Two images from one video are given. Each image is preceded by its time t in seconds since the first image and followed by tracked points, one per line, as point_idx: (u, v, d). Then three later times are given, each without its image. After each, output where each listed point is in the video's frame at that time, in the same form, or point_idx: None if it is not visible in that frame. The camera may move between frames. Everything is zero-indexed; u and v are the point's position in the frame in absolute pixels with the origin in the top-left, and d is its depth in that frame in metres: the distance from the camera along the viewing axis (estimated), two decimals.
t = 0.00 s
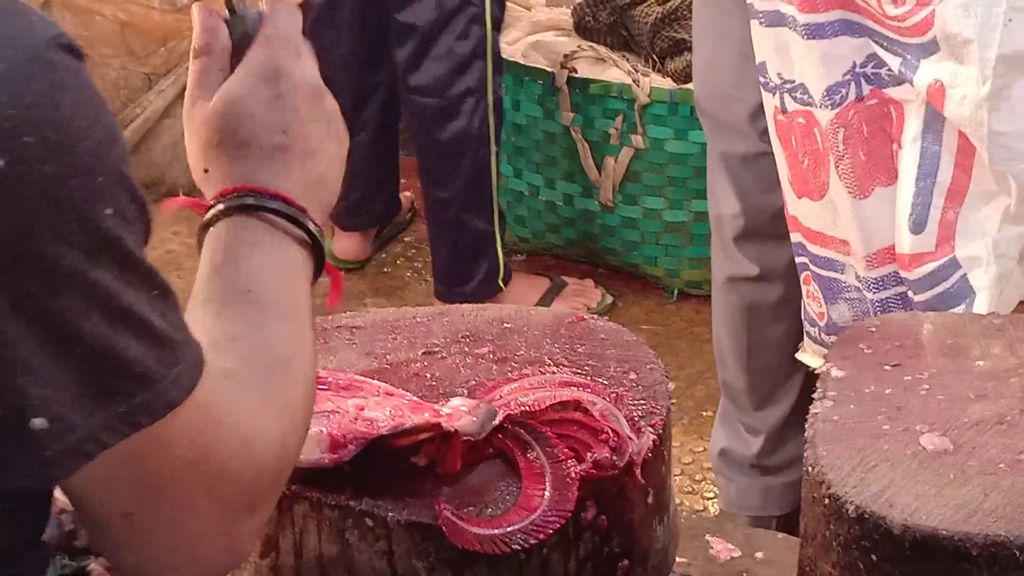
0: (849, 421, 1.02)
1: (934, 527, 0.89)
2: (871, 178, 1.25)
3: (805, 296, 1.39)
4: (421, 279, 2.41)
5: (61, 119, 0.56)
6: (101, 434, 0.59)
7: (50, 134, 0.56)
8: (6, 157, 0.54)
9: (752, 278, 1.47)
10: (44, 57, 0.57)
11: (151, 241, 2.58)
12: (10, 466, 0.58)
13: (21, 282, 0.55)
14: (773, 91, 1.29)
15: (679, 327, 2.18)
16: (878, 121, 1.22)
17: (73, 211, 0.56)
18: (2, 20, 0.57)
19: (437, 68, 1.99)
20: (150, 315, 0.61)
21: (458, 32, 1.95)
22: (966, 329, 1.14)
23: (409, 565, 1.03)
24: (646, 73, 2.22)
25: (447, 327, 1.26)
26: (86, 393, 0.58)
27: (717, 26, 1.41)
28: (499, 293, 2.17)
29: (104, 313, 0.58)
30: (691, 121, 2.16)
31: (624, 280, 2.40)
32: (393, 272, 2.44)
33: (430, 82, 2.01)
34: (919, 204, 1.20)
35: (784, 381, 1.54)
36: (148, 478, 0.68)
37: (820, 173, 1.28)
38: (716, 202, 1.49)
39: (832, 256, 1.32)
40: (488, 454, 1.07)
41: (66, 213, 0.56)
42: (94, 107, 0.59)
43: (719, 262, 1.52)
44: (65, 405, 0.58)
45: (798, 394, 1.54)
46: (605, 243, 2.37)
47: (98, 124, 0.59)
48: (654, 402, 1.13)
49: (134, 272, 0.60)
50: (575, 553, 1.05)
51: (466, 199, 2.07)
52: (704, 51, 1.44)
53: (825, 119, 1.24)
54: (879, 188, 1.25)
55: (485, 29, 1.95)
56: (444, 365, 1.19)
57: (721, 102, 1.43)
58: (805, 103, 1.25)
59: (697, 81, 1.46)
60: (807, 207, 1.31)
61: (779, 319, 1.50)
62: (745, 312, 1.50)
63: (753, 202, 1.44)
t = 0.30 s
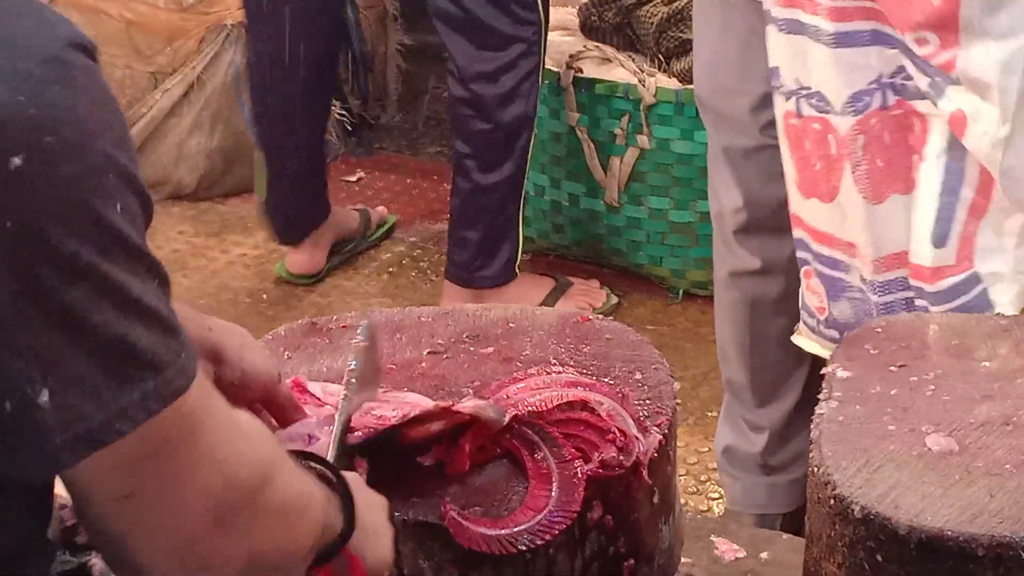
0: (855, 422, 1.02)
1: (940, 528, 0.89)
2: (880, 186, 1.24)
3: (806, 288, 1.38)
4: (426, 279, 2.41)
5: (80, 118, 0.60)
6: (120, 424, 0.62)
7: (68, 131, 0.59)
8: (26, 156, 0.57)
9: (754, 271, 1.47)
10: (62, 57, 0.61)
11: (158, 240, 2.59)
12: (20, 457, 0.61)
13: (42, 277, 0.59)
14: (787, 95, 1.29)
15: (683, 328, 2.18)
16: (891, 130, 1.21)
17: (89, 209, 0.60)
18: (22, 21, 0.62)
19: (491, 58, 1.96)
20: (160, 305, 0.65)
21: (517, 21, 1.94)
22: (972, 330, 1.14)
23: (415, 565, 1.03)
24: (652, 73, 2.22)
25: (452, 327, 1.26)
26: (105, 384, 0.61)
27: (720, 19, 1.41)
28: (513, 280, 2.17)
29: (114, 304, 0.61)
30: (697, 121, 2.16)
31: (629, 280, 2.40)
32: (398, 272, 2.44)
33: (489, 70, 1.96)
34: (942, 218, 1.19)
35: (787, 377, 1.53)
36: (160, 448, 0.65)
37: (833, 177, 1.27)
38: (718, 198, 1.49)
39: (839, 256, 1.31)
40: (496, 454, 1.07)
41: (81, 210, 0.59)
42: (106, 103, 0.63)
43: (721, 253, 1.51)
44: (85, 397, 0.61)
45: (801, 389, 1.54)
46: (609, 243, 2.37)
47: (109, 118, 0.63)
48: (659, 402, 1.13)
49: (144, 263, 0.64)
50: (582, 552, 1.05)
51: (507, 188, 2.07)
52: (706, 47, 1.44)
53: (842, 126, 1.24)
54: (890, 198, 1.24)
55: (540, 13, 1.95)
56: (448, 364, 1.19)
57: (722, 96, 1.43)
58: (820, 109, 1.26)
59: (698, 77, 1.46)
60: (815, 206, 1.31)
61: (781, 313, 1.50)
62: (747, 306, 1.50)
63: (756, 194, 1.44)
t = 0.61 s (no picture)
0: (860, 425, 1.02)
1: (944, 530, 0.89)
2: (930, 188, 1.26)
3: (852, 302, 1.42)
4: (430, 280, 2.41)
5: (68, 129, 0.57)
6: (102, 452, 0.58)
7: (48, 136, 0.56)
8: (6, 162, 0.54)
9: (757, 271, 1.47)
10: (47, 67, 0.57)
11: (163, 241, 2.59)
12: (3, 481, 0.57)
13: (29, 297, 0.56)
14: (826, 109, 1.30)
15: (688, 330, 2.18)
16: (938, 131, 1.23)
17: (75, 219, 0.56)
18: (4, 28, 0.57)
19: (498, 46, 1.97)
20: (154, 331, 0.60)
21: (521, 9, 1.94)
22: (977, 333, 1.14)
23: (419, 566, 1.03)
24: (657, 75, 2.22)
25: (457, 329, 1.26)
26: (87, 413, 0.58)
27: (723, 19, 1.41)
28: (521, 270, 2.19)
29: (104, 327, 0.58)
30: (702, 123, 2.17)
31: (634, 282, 2.40)
32: (402, 273, 2.44)
33: (495, 58, 1.97)
34: (1001, 209, 1.22)
35: (792, 377, 1.54)
36: (149, 482, 0.62)
37: (879, 187, 1.29)
38: (722, 200, 1.49)
39: (886, 267, 1.34)
40: (499, 457, 1.07)
41: (66, 222, 0.56)
42: (92, 109, 0.59)
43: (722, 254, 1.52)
44: (64, 423, 0.58)
45: (805, 389, 1.54)
46: (614, 245, 2.37)
47: (94, 126, 0.58)
48: (664, 405, 1.13)
49: (136, 286, 0.60)
50: (586, 554, 1.05)
51: (515, 177, 2.08)
52: (710, 49, 1.44)
53: (892, 128, 1.26)
54: (938, 199, 1.26)
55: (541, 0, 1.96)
56: (453, 366, 1.20)
57: (724, 95, 1.43)
58: (860, 120, 1.27)
59: (701, 77, 1.46)
60: (860, 218, 1.33)
61: (785, 312, 1.50)
62: (751, 307, 1.50)
63: (757, 193, 1.44)
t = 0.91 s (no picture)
0: (860, 428, 1.02)
1: (944, 534, 0.89)
2: (939, 195, 1.25)
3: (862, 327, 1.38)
4: (431, 283, 2.41)
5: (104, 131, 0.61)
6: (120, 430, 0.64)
7: (75, 142, 0.60)
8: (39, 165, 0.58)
9: (757, 274, 1.47)
10: (71, 67, 0.61)
11: (163, 244, 2.59)
12: (34, 459, 0.63)
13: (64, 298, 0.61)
14: (838, 113, 1.28)
15: (689, 333, 2.18)
16: (942, 138, 1.23)
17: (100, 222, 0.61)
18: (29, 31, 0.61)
19: (469, 55, 1.96)
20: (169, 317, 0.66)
21: (489, 14, 1.94)
22: (977, 335, 1.14)
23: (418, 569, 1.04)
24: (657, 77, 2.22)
25: (457, 331, 1.26)
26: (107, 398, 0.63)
27: (725, 20, 1.41)
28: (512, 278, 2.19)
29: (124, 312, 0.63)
30: (702, 126, 2.17)
31: (635, 285, 2.40)
32: (403, 276, 2.44)
33: (466, 67, 1.97)
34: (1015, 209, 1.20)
35: (792, 379, 1.54)
36: (164, 452, 0.66)
37: (887, 196, 1.27)
38: (723, 202, 1.49)
39: (895, 282, 1.31)
40: (499, 460, 1.07)
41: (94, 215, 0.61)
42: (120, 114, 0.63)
43: (722, 259, 1.52)
44: (85, 406, 0.63)
45: (806, 391, 1.54)
46: (615, 247, 2.37)
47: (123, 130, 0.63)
48: (664, 408, 1.13)
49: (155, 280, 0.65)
50: (585, 557, 1.05)
51: (498, 186, 2.07)
52: (712, 51, 1.44)
53: (901, 132, 1.25)
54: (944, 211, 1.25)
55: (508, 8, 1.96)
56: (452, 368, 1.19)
57: (725, 96, 1.43)
58: (868, 123, 1.26)
59: (703, 77, 1.46)
60: (870, 231, 1.30)
61: (785, 314, 1.50)
62: (751, 309, 1.50)
63: (757, 195, 1.44)
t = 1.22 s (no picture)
0: (860, 429, 1.02)
1: (944, 534, 0.89)
2: (923, 189, 1.30)
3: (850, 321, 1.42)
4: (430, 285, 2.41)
5: (76, 159, 0.60)
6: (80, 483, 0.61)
7: (34, 164, 0.58)
8: None
9: (758, 275, 1.47)
10: (41, 80, 0.59)
11: (162, 247, 2.59)
12: None
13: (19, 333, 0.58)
14: (825, 105, 1.32)
15: (689, 334, 2.18)
16: (927, 135, 1.29)
17: (65, 247, 0.59)
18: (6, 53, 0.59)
19: (445, 66, 1.99)
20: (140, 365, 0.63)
21: (463, 29, 1.98)
22: (977, 336, 1.14)
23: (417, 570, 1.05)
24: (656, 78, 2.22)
25: (456, 333, 1.26)
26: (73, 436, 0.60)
27: (724, 23, 1.41)
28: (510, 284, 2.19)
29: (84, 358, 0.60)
30: (702, 128, 2.17)
31: (634, 287, 2.40)
32: (402, 278, 2.44)
33: (437, 77, 2.00)
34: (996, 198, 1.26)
35: (792, 381, 1.53)
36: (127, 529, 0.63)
37: (874, 190, 1.32)
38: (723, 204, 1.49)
39: (883, 277, 1.35)
40: (499, 461, 1.07)
41: (59, 242, 0.59)
42: (98, 148, 0.61)
43: (722, 261, 1.52)
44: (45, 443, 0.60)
45: (806, 394, 1.54)
46: (614, 249, 2.37)
47: (98, 163, 0.61)
48: (663, 410, 1.13)
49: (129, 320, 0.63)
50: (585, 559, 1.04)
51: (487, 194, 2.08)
52: (711, 54, 1.44)
53: (888, 124, 1.30)
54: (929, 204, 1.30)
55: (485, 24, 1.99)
56: (452, 371, 1.19)
57: (724, 97, 1.43)
58: (854, 116, 1.31)
59: (702, 79, 1.46)
60: (859, 226, 1.34)
61: (785, 316, 1.50)
62: (751, 311, 1.50)
63: (757, 196, 1.44)
